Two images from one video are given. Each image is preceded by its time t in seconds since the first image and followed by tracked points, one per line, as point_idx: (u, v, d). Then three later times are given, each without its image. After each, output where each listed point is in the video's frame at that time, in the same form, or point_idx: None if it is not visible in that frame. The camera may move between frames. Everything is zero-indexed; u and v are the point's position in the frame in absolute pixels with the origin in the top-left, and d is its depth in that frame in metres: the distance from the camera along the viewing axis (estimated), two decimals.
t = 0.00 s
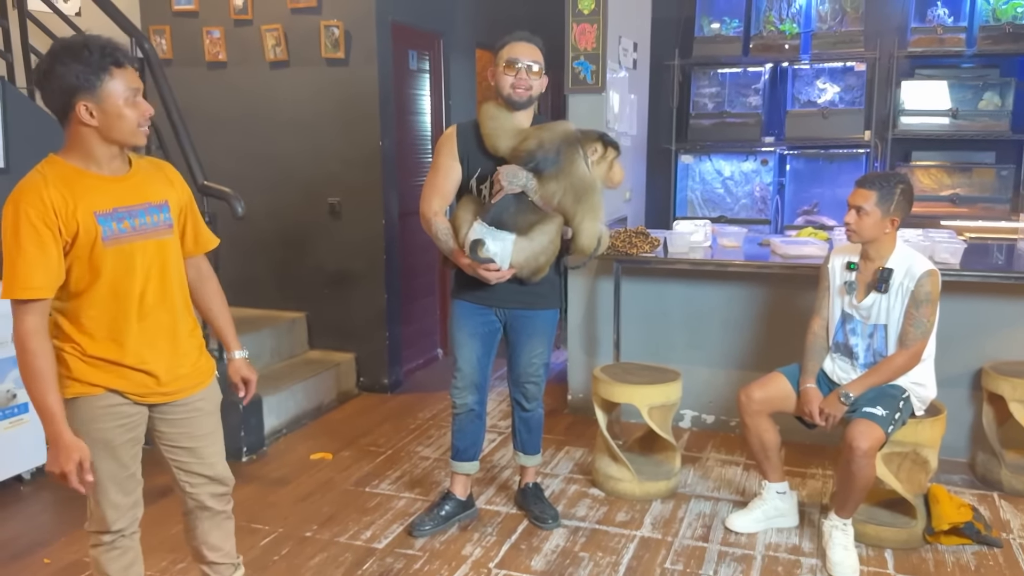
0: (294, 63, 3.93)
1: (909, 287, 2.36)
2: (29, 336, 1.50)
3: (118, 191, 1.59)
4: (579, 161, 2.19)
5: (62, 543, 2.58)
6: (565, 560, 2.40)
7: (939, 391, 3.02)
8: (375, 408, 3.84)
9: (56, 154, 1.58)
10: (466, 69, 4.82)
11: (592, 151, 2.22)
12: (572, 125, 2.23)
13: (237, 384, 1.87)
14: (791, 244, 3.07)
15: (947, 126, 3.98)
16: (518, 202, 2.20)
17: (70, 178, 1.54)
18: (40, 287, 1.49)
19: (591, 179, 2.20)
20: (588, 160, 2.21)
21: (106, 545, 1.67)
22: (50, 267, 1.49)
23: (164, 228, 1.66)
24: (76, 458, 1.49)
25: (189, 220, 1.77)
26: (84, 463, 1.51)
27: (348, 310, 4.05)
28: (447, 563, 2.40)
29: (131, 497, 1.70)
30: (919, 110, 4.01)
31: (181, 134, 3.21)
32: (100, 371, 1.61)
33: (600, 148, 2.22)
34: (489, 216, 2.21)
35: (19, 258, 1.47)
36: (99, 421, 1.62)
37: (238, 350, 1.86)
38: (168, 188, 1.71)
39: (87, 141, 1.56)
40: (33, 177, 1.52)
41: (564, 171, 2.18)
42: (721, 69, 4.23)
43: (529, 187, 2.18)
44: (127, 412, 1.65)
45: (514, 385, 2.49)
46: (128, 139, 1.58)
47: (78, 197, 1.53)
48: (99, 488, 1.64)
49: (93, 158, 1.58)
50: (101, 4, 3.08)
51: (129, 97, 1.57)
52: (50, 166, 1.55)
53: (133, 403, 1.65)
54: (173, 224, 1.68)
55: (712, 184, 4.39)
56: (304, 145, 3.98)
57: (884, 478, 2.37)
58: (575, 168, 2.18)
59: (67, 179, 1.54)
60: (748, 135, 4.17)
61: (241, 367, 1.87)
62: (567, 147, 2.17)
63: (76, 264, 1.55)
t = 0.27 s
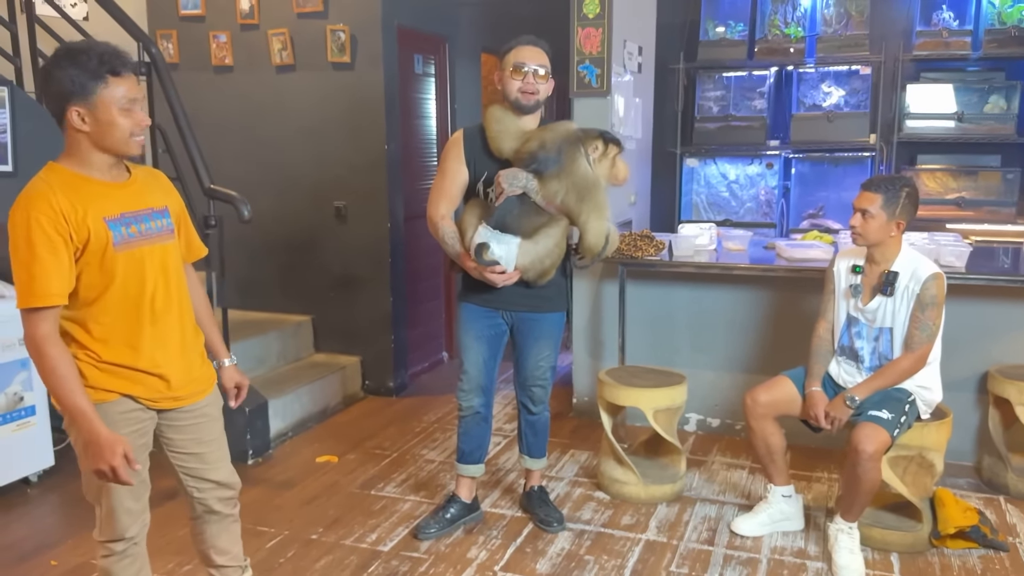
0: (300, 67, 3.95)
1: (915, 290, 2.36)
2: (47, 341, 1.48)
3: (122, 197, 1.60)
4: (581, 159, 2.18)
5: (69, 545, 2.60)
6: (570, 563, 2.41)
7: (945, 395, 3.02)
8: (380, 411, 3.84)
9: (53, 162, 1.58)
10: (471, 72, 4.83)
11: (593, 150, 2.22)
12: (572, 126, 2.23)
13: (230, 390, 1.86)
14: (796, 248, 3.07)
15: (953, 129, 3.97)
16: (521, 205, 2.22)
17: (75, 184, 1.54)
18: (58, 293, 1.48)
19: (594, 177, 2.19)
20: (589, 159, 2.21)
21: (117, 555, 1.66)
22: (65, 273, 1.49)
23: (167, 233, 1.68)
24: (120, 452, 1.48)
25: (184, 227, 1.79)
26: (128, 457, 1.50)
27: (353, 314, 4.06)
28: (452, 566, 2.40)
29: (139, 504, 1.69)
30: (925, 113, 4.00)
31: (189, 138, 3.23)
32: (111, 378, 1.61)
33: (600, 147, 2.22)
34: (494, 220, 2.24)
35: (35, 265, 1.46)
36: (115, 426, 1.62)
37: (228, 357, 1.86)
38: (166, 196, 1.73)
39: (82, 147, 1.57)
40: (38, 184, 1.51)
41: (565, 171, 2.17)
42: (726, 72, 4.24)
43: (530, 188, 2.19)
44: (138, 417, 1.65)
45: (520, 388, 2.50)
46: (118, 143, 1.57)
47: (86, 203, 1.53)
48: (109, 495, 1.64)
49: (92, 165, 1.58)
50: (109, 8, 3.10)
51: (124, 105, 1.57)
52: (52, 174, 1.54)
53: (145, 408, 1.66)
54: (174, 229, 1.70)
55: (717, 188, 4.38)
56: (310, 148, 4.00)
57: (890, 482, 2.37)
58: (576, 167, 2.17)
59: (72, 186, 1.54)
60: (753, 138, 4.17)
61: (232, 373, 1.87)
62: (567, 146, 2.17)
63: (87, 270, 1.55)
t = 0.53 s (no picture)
0: (305, 72, 3.97)
1: (918, 293, 2.36)
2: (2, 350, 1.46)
3: (90, 206, 1.54)
4: (574, 153, 2.15)
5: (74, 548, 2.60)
6: (573, 567, 2.41)
7: (948, 399, 3.02)
8: (384, 415, 3.85)
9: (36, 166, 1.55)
10: (475, 77, 4.85)
11: (588, 145, 2.17)
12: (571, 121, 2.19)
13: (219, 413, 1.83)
14: (800, 252, 3.08)
15: (957, 134, 3.97)
16: (520, 208, 2.24)
17: (42, 192, 1.51)
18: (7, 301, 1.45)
19: (588, 171, 2.16)
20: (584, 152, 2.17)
21: (102, 564, 1.65)
22: (16, 282, 1.46)
23: (143, 247, 1.60)
24: (73, 459, 1.49)
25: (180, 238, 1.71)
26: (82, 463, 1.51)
27: (358, 318, 4.07)
28: (455, 569, 2.41)
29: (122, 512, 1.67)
30: (928, 118, 4.01)
31: (193, 142, 3.24)
32: (68, 390, 1.56)
33: (596, 142, 2.17)
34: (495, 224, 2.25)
35: None
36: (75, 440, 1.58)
37: (221, 378, 1.81)
38: (154, 205, 1.65)
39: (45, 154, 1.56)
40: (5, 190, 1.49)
41: (557, 168, 2.15)
42: (730, 77, 4.27)
43: (524, 183, 2.17)
44: (102, 431, 1.60)
45: (525, 392, 2.50)
46: (69, 148, 1.49)
47: (46, 211, 1.49)
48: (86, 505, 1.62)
49: (60, 172, 1.53)
50: (115, 13, 3.12)
51: (79, 109, 1.50)
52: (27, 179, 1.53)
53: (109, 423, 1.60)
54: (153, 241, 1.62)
55: (721, 192, 4.39)
56: (315, 153, 4.01)
57: (895, 486, 2.37)
58: (569, 161, 2.15)
59: (37, 193, 1.50)
60: (756, 142, 4.19)
61: (224, 396, 1.83)
62: (559, 143, 2.15)
63: (47, 280, 1.51)
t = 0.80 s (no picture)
0: (307, 76, 3.98)
1: (918, 296, 2.36)
2: None
3: (52, 217, 1.48)
4: (563, 136, 2.14)
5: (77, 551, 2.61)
6: (575, 570, 2.41)
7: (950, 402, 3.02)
8: (386, 418, 3.85)
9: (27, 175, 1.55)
10: (476, 81, 4.86)
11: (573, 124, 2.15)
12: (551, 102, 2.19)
13: (210, 436, 1.67)
14: (801, 255, 3.08)
15: (958, 137, 3.98)
16: (523, 205, 2.25)
17: (13, 201, 1.49)
18: None
19: (583, 150, 2.15)
20: (573, 133, 2.15)
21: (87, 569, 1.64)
22: None
23: (107, 260, 1.50)
24: None
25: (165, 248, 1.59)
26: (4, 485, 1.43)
27: (360, 321, 4.07)
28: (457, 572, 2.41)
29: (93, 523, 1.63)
30: (929, 121, 4.01)
31: (196, 146, 3.25)
32: (23, 400, 1.52)
33: (579, 115, 2.14)
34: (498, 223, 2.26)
35: None
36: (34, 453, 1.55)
37: (219, 398, 1.67)
38: (131, 214, 1.54)
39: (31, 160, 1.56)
40: None
41: (553, 152, 2.14)
42: (731, 81, 4.26)
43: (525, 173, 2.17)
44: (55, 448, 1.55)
45: (525, 395, 2.51)
46: (22, 154, 1.44)
47: (7, 220, 1.47)
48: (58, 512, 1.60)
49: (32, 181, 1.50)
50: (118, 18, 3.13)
51: (29, 113, 1.44)
52: (11, 185, 1.52)
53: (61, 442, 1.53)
54: (121, 255, 1.51)
55: (722, 196, 4.40)
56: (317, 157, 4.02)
57: (896, 489, 2.37)
58: (561, 145, 2.13)
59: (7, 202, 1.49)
60: (757, 146, 4.19)
61: (219, 417, 1.68)
62: (546, 126, 2.14)
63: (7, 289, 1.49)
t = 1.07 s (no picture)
0: (307, 80, 3.99)
1: (916, 299, 2.37)
2: None
3: None
4: (570, 133, 2.20)
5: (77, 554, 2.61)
6: (574, 573, 2.41)
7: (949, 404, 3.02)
8: (386, 421, 3.86)
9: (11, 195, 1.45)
10: (476, 85, 4.87)
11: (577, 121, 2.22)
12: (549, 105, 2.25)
13: (177, 492, 1.42)
14: (800, 258, 3.09)
15: (957, 140, 3.97)
16: (527, 206, 2.24)
17: None
18: None
19: (589, 146, 2.22)
20: (578, 129, 2.22)
21: None
22: None
23: (45, 296, 1.33)
24: None
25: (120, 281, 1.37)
26: None
27: (360, 324, 4.08)
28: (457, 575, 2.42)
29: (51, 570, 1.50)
30: (929, 124, 4.01)
31: (197, 150, 3.26)
32: None
33: (585, 112, 2.23)
34: (502, 225, 2.25)
35: None
36: None
37: (191, 450, 1.43)
38: (78, 243, 1.35)
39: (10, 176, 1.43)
40: None
41: (560, 144, 2.18)
42: (730, 84, 4.28)
43: (533, 171, 2.18)
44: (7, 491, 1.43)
45: (525, 397, 2.51)
46: None
47: None
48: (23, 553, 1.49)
49: None
50: (119, 22, 3.14)
51: None
52: None
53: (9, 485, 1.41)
54: (61, 290, 1.34)
55: (722, 199, 4.40)
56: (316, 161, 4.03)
57: (896, 491, 2.38)
58: (569, 141, 2.19)
59: None
60: (756, 149, 4.20)
61: (190, 471, 1.42)
62: (552, 122, 2.21)
63: None
